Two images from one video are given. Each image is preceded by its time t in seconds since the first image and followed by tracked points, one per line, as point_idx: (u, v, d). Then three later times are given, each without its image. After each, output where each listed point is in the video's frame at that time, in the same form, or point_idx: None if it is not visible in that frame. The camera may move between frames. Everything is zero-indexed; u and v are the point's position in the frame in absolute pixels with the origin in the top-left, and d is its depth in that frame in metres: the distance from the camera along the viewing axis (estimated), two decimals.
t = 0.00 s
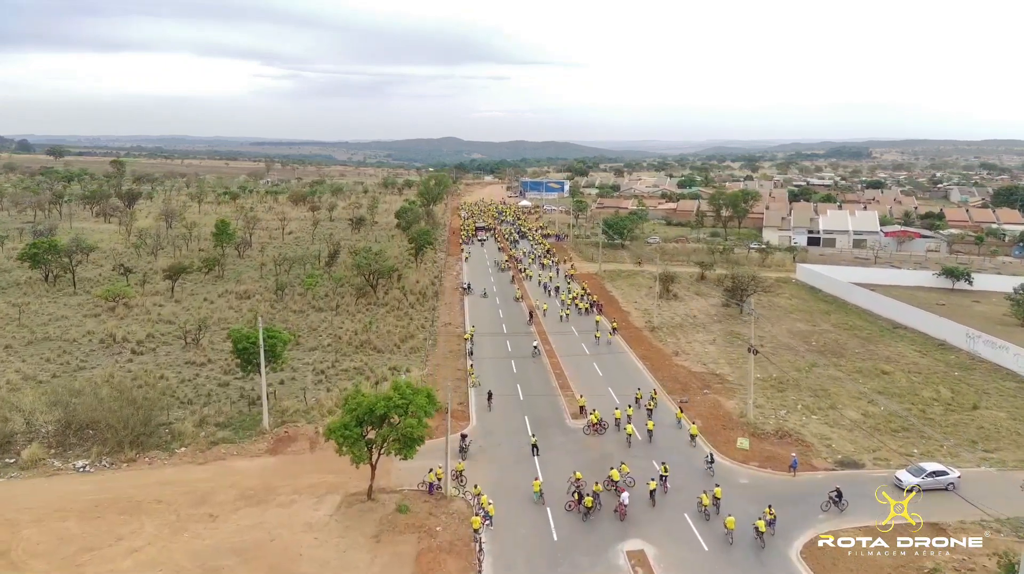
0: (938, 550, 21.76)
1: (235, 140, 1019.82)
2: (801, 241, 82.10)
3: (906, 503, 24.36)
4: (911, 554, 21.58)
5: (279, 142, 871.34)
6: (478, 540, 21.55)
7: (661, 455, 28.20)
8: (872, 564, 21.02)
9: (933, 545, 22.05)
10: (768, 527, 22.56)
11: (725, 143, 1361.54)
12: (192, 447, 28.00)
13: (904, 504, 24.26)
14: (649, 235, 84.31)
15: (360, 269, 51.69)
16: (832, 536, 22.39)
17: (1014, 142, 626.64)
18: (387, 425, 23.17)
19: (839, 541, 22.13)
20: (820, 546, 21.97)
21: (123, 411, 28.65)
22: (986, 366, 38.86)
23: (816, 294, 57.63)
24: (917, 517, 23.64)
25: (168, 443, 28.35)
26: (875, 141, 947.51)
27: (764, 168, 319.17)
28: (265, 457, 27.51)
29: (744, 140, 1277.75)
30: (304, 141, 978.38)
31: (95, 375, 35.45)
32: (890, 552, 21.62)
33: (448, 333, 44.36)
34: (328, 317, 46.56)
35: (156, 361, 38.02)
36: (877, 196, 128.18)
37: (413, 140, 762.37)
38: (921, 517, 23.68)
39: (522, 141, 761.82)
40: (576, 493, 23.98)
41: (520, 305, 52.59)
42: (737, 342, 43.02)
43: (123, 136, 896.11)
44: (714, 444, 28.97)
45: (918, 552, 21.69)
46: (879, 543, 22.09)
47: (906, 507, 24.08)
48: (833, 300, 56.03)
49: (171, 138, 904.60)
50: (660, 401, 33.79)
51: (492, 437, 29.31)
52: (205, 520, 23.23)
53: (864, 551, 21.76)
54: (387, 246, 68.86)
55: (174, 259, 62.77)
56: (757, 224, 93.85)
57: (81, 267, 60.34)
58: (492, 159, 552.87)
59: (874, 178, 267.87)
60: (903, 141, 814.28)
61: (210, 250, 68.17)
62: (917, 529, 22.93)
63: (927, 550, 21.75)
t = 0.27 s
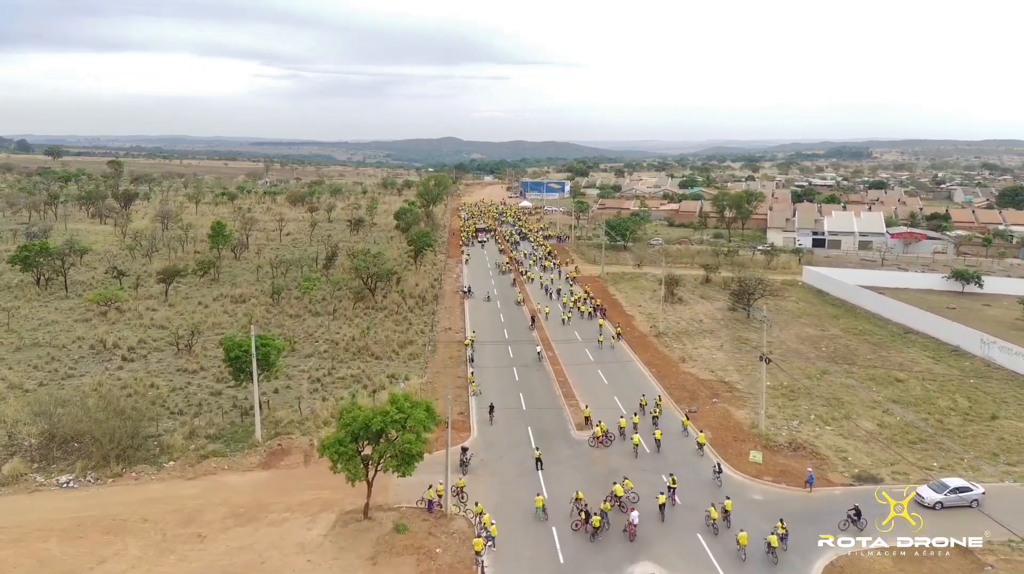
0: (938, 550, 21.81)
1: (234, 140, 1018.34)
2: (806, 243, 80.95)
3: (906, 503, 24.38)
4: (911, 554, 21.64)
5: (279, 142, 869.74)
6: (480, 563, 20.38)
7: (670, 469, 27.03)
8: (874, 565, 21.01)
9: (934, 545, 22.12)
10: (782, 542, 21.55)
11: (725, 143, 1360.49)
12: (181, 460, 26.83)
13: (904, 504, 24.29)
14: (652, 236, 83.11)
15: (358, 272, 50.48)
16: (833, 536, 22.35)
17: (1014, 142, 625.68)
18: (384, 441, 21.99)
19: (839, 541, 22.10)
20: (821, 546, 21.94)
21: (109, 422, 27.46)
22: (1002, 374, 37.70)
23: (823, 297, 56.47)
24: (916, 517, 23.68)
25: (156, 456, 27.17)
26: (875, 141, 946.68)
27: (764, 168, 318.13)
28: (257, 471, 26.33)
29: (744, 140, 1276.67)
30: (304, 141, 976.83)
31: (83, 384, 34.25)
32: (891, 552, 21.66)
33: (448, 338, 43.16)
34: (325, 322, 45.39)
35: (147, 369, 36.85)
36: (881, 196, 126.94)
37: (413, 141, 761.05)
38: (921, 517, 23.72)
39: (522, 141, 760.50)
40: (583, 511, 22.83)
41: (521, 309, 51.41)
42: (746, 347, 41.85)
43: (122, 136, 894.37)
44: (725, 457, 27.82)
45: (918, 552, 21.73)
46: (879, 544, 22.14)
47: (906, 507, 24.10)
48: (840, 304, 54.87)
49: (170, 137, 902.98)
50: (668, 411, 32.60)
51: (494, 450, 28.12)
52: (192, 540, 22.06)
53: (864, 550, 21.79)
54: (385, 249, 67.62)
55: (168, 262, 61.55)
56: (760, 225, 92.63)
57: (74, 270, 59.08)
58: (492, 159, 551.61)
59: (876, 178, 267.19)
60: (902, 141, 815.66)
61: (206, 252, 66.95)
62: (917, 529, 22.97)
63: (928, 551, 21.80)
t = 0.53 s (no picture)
0: (939, 550, 21.80)
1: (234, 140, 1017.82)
2: (810, 244, 80.07)
3: (906, 503, 24.32)
4: (911, 555, 21.63)
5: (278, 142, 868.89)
6: None
7: (679, 482, 26.00)
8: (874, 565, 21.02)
9: (934, 545, 22.09)
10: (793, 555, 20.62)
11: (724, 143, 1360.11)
12: (171, 473, 25.80)
13: (904, 503, 24.27)
14: (654, 238, 82.11)
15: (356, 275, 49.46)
16: (833, 535, 22.32)
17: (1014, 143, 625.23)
18: (381, 455, 20.98)
19: (839, 541, 22.08)
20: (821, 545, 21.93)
21: (96, 434, 26.42)
22: (1017, 380, 36.71)
23: (829, 300, 55.51)
24: (917, 517, 23.61)
25: (145, 469, 26.13)
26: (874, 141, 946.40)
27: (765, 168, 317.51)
28: (249, 485, 25.32)
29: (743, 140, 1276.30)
30: (303, 141, 975.71)
31: (72, 391, 33.23)
32: (890, 553, 21.64)
33: (448, 343, 42.15)
34: (323, 326, 44.41)
35: (139, 376, 35.83)
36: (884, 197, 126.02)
37: (412, 141, 760.49)
38: (921, 517, 23.66)
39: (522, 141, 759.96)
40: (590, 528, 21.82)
41: (522, 312, 50.41)
42: (753, 353, 40.85)
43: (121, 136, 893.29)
44: (736, 469, 26.81)
45: (918, 553, 21.71)
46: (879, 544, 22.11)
47: (906, 507, 24.01)
48: (847, 307, 53.87)
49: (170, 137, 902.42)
50: (675, 420, 31.58)
51: (495, 462, 27.07)
52: (181, 559, 21.05)
53: (864, 550, 21.76)
54: (384, 251, 66.63)
55: (164, 264, 60.52)
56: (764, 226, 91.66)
57: (67, 272, 58.04)
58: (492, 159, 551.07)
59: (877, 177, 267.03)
60: (901, 141, 815.41)
61: (202, 254, 65.94)
62: (917, 529, 22.90)
63: (928, 551, 21.76)
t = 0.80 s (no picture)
0: (939, 550, 21.66)
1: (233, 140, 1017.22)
2: (815, 246, 78.91)
3: (906, 503, 24.23)
4: (911, 555, 21.50)
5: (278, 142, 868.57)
6: None
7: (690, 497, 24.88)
8: (873, 564, 20.92)
9: (934, 545, 21.96)
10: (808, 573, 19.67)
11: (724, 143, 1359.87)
12: (158, 489, 24.63)
13: (904, 504, 24.16)
14: (657, 239, 80.96)
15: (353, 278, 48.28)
16: (833, 536, 22.26)
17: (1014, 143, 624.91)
18: (377, 474, 19.82)
19: (839, 541, 22.01)
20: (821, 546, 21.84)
21: (80, 447, 25.25)
22: None
23: (838, 303, 54.34)
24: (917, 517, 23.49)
25: (131, 484, 24.94)
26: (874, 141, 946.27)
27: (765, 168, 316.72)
28: (240, 501, 24.15)
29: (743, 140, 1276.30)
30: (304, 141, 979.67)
31: (59, 400, 32.06)
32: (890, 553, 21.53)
33: (448, 349, 40.98)
34: (319, 331, 43.27)
35: (128, 384, 34.67)
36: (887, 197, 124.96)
37: (412, 141, 760.32)
38: (921, 518, 23.53)
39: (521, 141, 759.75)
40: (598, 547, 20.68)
41: (524, 316, 49.23)
42: (762, 359, 39.66)
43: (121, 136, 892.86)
44: (749, 484, 25.68)
45: (918, 553, 21.58)
46: (879, 544, 22.02)
47: (906, 508, 23.91)
48: (856, 310, 52.73)
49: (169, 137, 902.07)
50: (684, 431, 30.41)
51: (497, 477, 25.88)
52: None
53: (864, 551, 21.66)
54: (383, 253, 65.47)
55: (158, 267, 59.34)
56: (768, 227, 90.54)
57: (59, 275, 56.83)
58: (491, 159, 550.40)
59: (879, 177, 266.32)
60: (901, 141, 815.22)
61: (198, 256, 64.78)
62: (917, 529, 22.78)
63: (928, 551, 21.64)
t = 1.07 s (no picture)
0: (938, 550, 21.62)
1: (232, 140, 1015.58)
2: (820, 247, 77.99)
3: (906, 503, 24.23)
4: (911, 554, 21.47)
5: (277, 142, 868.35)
6: None
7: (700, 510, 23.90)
8: (873, 564, 20.94)
9: (934, 545, 21.93)
10: None
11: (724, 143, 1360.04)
12: (146, 504, 23.59)
13: (904, 504, 24.13)
14: (660, 240, 80.01)
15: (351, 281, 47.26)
16: (833, 536, 22.28)
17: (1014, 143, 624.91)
18: (373, 492, 18.78)
19: (839, 541, 22.02)
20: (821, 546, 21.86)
21: (64, 460, 24.21)
22: None
23: (845, 306, 53.37)
24: (917, 517, 23.49)
25: (118, 498, 23.89)
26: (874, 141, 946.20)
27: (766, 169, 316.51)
28: (231, 517, 23.11)
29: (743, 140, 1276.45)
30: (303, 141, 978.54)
31: (46, 409, 31.04)
32: (890, 552, 21.52)
33: (448, 354, 39.96)
34: (316, 336, 42.27)
35: (119, 392, 33.65)
36: (891, 197, 124.14)
37: (412, 141, 759.79)
38: (921, 517, 23.52)
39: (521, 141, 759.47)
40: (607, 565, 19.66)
41: (526, 320, 48.22)
42: (770, 365, 38.65)
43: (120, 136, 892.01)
44: (761, 497, 24.69)
45: (919, 552, 21.55)
46: (879, 543, 22.02)
47: (906, 507, 23.93)
48: (863, 313, 51.75)
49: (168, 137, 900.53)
50: (692, 440, 29.40)
51: (498, 490, 24.83)
52: None
53: (864, 550, 21.67)
54: (382, 255, 64.47)
55: (153, 269, 58.30)
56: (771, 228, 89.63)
57: (52, 278, 55.78)
58: (491, 159, 549.59)
59: (880, 177, 265.77)
60: (901, 141, 815.14)
61: (194, 258, 63.75)
62: (918, 529, 22.77)
63: (928, 551, 21.62)
